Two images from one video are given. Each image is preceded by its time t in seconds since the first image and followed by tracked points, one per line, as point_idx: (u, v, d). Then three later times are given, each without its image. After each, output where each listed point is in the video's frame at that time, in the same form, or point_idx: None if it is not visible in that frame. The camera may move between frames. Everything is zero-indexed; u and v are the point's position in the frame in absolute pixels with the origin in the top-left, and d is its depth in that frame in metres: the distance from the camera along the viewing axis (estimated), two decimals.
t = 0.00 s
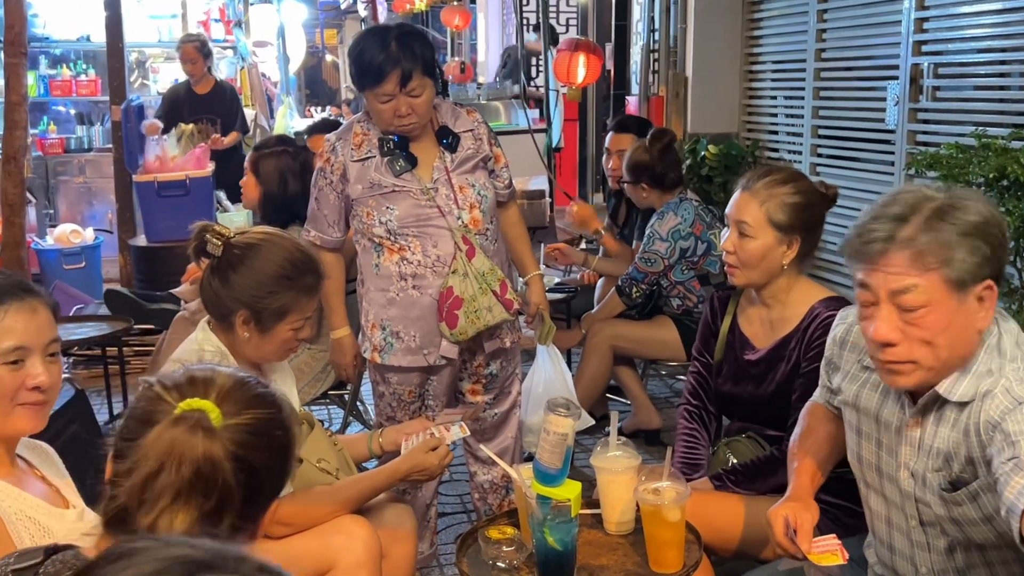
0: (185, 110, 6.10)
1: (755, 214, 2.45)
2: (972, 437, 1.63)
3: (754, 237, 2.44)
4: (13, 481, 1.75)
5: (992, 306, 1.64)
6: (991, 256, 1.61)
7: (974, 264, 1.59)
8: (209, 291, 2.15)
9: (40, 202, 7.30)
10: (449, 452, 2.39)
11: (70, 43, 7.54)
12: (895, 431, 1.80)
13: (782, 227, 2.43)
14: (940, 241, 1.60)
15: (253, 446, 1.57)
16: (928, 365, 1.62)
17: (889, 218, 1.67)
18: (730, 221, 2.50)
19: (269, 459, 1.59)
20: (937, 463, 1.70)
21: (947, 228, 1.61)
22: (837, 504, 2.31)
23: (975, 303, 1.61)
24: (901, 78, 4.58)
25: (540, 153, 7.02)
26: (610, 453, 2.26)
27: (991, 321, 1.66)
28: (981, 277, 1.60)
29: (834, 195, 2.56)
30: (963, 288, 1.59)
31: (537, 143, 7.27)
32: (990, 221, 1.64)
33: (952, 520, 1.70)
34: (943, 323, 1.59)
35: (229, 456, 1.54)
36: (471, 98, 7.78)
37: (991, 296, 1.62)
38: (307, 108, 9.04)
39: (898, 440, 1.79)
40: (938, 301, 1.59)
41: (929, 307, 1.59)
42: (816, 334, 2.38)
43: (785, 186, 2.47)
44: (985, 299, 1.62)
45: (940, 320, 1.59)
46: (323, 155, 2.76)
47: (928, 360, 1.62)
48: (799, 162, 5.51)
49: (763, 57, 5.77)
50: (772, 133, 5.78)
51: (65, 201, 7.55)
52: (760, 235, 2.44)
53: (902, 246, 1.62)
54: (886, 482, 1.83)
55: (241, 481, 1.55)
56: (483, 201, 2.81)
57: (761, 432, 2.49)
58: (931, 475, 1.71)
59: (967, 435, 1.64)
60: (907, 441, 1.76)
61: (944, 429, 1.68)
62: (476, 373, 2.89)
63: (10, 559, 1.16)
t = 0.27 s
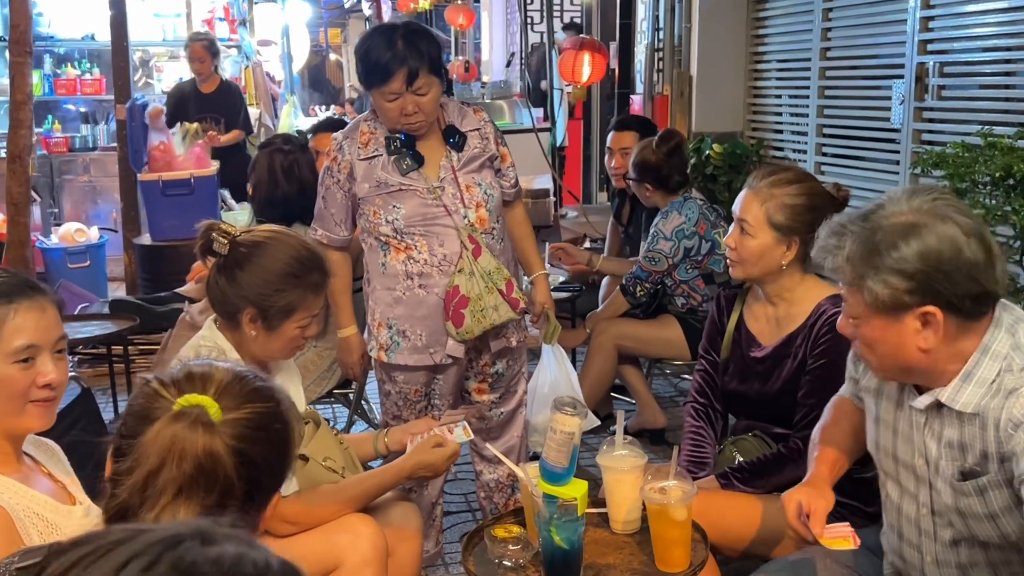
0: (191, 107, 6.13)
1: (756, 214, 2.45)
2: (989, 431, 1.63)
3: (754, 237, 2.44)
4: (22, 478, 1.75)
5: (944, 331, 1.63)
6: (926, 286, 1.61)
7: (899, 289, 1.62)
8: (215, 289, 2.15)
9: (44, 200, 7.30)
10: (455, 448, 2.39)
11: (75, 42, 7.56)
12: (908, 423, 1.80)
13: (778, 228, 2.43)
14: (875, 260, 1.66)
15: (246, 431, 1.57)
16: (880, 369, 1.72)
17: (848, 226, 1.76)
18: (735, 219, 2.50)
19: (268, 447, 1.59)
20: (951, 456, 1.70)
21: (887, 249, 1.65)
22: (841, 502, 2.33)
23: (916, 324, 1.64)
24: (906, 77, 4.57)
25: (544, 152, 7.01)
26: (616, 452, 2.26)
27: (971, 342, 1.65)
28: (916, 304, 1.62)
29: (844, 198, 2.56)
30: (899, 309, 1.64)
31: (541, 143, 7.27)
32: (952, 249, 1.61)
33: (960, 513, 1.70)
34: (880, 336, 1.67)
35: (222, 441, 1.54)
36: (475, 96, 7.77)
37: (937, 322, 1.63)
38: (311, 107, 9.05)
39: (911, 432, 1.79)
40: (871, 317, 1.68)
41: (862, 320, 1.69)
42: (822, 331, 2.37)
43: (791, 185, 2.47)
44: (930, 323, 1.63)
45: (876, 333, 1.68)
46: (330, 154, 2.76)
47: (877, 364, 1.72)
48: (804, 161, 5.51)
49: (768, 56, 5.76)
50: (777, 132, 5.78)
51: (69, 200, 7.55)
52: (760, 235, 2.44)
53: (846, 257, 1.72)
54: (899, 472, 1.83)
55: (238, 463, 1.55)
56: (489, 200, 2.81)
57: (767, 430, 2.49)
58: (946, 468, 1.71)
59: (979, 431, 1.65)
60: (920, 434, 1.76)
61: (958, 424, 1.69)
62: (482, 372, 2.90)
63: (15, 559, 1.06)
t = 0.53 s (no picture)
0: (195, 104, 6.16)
1: (765, 213, 2.45)
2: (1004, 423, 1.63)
3: (764, 235, 2.44)
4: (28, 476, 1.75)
5: (954, 310, 1.68)
6: (934, 266, 1.66)
7: (908, 270, 1.67)
8: (222, 288, 2.16)
9: (49, 199, 7.31)
10: (459, 445, 2.40)
11: (80, 41, 7.59)
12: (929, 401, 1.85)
13: (790, 226, 2.43)
14: (887, 243, 1.72)
15: (119, 408, 1.38)
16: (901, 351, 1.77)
17: (863, 214, 1.82)
18: (741, 218, 2.51)
19: (142, 427, 1.37)
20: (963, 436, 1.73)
21: (898, 232, 1.71)
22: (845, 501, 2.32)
23: (928, 303, 1.68)
24: (911, 76, 4.57)
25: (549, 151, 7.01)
26: (621, 451, 2.26)
27: (987, 324, 1.69)
28: (924, 283, 1.67)
29: (848, 196, 2.56)
30: (908, 290, 1.69)
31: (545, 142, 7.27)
32: (959, 232, 1.65)
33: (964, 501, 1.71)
34: (896, 316, 1.72)
35: (90, 423, 1.37)
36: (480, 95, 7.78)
37: (947, 301, 1.67)
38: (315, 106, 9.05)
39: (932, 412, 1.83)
40: (886, 297, 1.73)
41: (878, 299, 1.75)
42: (827, 330, 2.37)
43: (798, 185, 2.47)
44: (940, 303, 1.68)
45: (892, 313, 1.73)
46: (335, 153, 2.77)
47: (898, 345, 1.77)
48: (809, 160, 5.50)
49: (773, 55, 5.75)
50: (781, 131, 5.77)
51: (74, 200, 7.55)
52: (770, 234, 2.44)
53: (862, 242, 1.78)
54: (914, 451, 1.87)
55: (103, 452, 1.36)
56: (494, 200, 2.81)
57: (772, 429, 2.49)
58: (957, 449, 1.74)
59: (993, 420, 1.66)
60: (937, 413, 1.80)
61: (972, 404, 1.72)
62: (487, 371, 2.90)
63: None
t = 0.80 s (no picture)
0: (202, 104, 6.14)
1: (770, 211, 2.45)
2: None
3: (769, 233, 2.44)
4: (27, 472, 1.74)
5: (1002, 267, 1.73)
6: (986, 219, 1.72)
7: (962, 221, 1.74)
8: (228, 286, 2.16)
9: (53, 198, 7.32)
10: (463, 443, 2.41)
11: (85, 40, 7.61)
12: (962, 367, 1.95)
13: (796, 224, 2.43)
14: (946, 197, 1.79)
15: None
16: (946, 310, 1.83)
17: (919, 173, 1.89)
18: (746, 216, 2.50)
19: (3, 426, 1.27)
20: (991, 400, 1.84)
21: (957, 186, 1.78)
22: (850, 500, 2.33)
23: (976, 259, 1.75)
24: (915, 74, 4.56)
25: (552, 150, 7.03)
26: (626, 447, 2.27)
27: None
28: (975, 237, 1.74)
29: (852, 193, 2.56)
30: (957, 245, 1.76)
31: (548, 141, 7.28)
32: (1016, 193, 1.71)
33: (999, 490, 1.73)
34: (942, 273, 1.79)
35: None
36: (483, 95, 7.58)
37: (996, 257, 1.73)
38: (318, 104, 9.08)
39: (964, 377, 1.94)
40: (934, 253, 1.79)
41: (928, 257, 1.81)
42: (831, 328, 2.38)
43: (803, 183, 2.47)
44: (989, 259, 1.74)
45: (940, 268, 1.79)
46: (340, 150, 2.77)
47: (943, 304, 1.82)
48: (812, 158, 5.50)
49: (777, 53, 5.75)
50: (784, 130, 5.77)
51: (78, 199, 7.58)
52: (776, 232, 2.44)
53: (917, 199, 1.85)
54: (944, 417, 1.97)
55: None
56: (498, 197, 2.82)
57: (776, 426, 2.49)
58: (985, 411, 1.84)
59: None
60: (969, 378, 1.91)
61: (1001, 367, 1.83)
62: (491, 368, 2.91)
63: None
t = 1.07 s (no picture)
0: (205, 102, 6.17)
1: (773, 210, 2.45)
2: None
3: (773, 233, 2.44)
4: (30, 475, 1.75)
5: (1007, 244, 1.79)
6: (989, 196, 1.79)
7: (968, 200, 1.81)
8: (230, 285, 2.17)
9: (57, 197, 7.33)
10: (466, 442, 2.41)
11: (88, 39, 7.60)
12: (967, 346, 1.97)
13: (798, 224, 2.43)
14: (950, 178, 1.85)
15: None
16: (954, 293, 1.88)
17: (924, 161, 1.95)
18: (748, 215, 2.50)
19: None
20: (995, 377, 1.86)
21: (961, 167, 1.84)
22: (851, 498, 2.34)
23: (982, 237, 1.81)
24: (917, 73, 4.56)
25: (554, 149, 7.03)
26: (628, 447, 2.27)
27: None
28: (979, 215, 1.80)
29: (854, 192, 2.55)
30: (962, 224, 1.82)
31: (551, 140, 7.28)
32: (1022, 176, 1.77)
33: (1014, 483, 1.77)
34: (951, 253, 1.85)
35: None
36: (485, 93, 7.48)
37: (1000, 233, 1.79)
38: (321, 102, 9.08)
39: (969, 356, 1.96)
40: (942, 235, 1.85)
41: (936, 239, 1.87)
42: (832, 328, 2.38)
43: (805, 182, 2.46)
44: (994, 236, 1.80)
45: (947, 249, 1.85)
46: (341, 149, 2.78)
47: (951, 287, 1.88)
48: (814, 157, 5.50)
49: (779, 52, 5.74)
50: (787, 129, 5.77)
51: (82, 198, 7.59)
52: (779, 232, 2.44)
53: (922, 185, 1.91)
54: (954, 396, 1.99)
55: None
56: (499, 196, 2.82)
57: (778, 425, 2.49)
58: (989, 388, 1.87)
59: None
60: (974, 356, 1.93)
61: (1005, 345, 1.85)
62: (493, 366, 2.91)
63: None
